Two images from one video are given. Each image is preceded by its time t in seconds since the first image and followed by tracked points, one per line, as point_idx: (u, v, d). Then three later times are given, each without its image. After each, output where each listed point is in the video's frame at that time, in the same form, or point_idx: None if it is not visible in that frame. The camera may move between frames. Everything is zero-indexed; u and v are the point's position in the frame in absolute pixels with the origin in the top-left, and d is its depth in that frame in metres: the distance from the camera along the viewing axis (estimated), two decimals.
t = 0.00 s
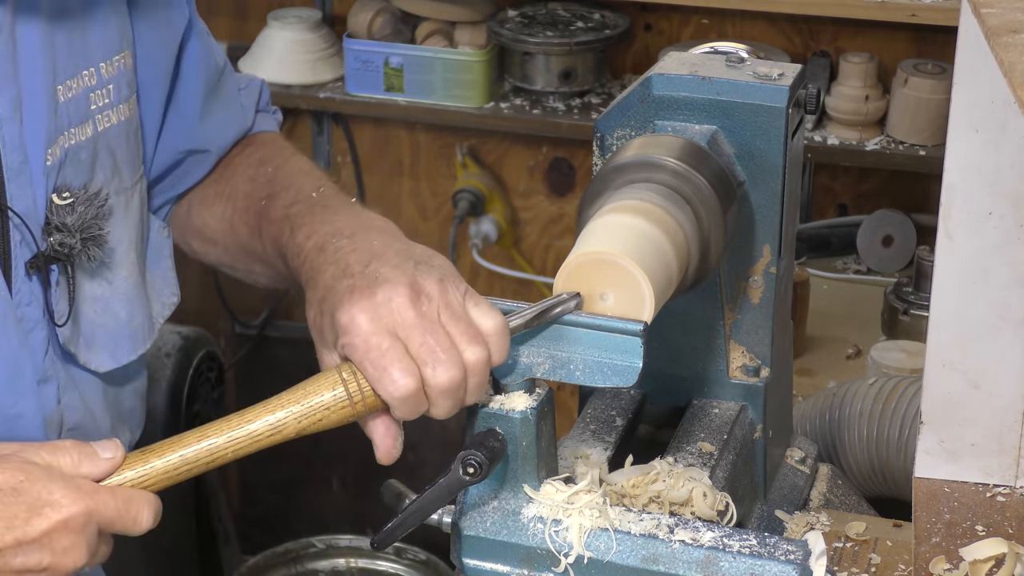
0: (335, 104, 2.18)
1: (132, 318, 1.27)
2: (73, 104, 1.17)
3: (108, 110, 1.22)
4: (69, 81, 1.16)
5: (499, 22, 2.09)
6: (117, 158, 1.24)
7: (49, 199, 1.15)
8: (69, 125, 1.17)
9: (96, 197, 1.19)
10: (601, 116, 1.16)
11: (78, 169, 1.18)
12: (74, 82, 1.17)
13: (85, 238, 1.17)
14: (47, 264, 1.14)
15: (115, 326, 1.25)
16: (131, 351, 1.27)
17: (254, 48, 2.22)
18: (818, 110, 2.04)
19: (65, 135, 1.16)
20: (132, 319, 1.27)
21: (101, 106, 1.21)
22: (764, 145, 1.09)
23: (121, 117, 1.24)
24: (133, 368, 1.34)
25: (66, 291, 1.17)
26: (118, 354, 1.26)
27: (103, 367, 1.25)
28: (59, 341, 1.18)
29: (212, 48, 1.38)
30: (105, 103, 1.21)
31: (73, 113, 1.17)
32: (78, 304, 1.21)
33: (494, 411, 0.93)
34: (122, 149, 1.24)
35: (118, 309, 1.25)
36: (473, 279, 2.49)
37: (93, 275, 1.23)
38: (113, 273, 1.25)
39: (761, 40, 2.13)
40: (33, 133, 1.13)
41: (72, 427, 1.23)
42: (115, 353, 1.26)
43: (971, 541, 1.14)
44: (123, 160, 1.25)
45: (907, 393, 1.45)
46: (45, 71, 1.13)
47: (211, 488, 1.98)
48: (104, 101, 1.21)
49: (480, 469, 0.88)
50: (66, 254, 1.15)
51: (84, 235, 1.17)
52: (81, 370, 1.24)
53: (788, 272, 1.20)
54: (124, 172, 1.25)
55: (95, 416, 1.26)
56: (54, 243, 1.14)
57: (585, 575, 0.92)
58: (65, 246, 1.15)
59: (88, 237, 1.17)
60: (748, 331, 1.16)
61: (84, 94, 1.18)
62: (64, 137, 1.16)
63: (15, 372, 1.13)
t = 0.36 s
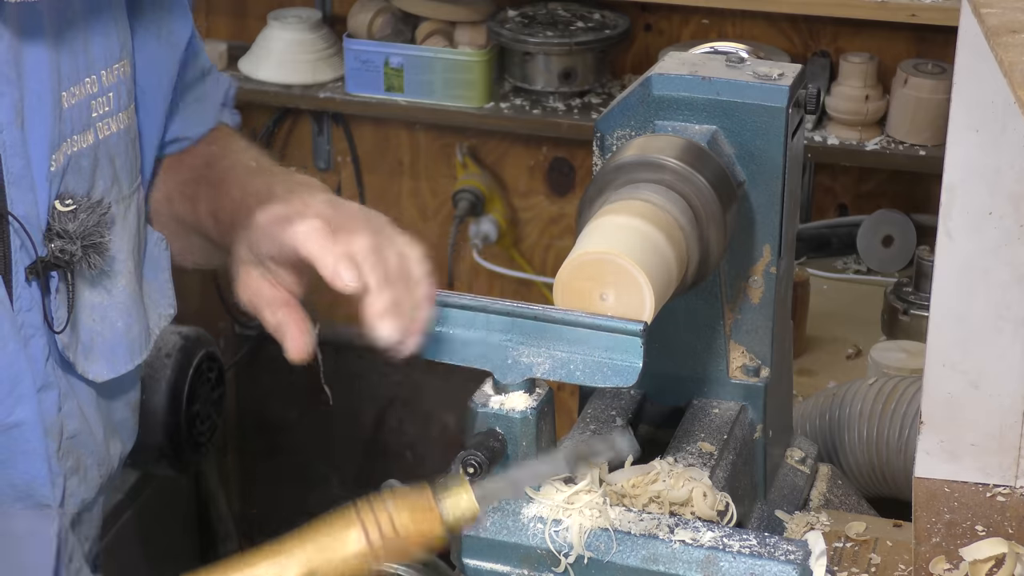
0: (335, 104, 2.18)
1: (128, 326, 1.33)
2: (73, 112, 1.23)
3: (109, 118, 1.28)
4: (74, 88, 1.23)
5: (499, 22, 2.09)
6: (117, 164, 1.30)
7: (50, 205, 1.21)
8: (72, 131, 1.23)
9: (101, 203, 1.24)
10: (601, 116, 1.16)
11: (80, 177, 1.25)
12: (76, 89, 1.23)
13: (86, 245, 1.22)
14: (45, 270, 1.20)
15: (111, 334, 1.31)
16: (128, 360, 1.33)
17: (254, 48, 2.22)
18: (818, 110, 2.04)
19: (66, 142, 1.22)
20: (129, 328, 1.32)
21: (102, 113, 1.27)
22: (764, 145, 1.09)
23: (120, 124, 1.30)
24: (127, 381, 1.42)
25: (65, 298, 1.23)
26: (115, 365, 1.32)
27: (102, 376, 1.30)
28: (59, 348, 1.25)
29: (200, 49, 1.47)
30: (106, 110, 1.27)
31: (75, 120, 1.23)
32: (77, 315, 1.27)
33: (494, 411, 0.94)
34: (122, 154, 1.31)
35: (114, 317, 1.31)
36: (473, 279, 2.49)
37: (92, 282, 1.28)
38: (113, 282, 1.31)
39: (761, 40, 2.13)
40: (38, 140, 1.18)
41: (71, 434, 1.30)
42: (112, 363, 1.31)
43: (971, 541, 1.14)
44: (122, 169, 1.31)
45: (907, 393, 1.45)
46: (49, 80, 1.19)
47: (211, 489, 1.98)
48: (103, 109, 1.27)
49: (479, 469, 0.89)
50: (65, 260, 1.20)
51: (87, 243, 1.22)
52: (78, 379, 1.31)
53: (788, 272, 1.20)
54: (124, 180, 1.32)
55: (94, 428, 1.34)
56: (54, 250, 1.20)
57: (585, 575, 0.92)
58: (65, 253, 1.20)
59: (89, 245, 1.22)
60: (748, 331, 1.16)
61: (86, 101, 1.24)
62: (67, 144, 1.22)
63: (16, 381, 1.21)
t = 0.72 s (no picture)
0: (335, 104, 2.18)
1: (114, 326, 1.28)
2: (38, 105, 1.19)
3: (76, 113, 1.24)
4: (33, 83, 1.18)
5: (499, 22, 2.09)
6: (88, 161, 1.26)
7: (23, 203, 1.17)
8: (35, 129, 1.19)
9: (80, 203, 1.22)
10: (601, 116, 1.16)
11: (48, 174, 1.20)
12: (37, 84, 1.19)
13: (64, 242, 1.20)
14: (29, 269, 1.17)
15: (96, 335, 1.27)
16: (115, 362, 1.29)
17: (254, 48, 2.22)
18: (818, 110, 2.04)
19: (32, 140, 1.18)
20: (114, 328, 1.28)
21: (67, 108, 1.23)
22: (764, 145, 1.09)
23: (90, 119, 1.27)
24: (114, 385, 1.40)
25: (46, 297, 1.21)
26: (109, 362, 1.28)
27: (86, 379, 1.27)
28: (41, 352, 1.21)
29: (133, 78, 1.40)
30: (71, 105, 1.23)
31: (36, 116, 1.19)
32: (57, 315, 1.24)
33: (494, 411, 0.93)
34: (93, 152, 1.27)
35: (97, 316, 1.27)
36: (473, 279, 2.49)
37: (70, 276, 1.24)
38: (91, 278, 1.26)
39: (761, 40, 2.13)
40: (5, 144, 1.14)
41: (63, 440, 1.28)
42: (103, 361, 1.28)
43: (971, 541, 1.14)
44: (96, 167, 1.27)
45: (907, 394, 1.45)
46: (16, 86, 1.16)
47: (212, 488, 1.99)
48: (72, 104, 1.23)
49: (479, 469, 0.88)
50: (44, 258, 1.18)
51: (66, 240, 1.20)
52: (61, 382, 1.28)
53: (788, 272, 1.20)
54: (96, 178, 1.27)
55: (83, 430, 1.31)
56: (32, 250, 1.16)
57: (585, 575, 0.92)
58: (44, 251, 1.18)
59: (67, 241, 1.20)
60: (748, 331, 1.16)
61: (49, 96, 1.20)
62: (31, 141, 1.18)
63: (19, 381, 1.18)
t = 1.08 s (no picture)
0: (335, 104, 2.18)
1: (90, 350, 1.34)
2: (11, 131, 1.22)
3: (36, 135, 1.28)
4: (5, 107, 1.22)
5: (499, 22, 2.09)
6: (48, 181, 1.29)
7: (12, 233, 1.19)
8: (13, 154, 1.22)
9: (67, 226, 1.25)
10: (600, 116, 1.16)
11: (23, 199, 1.23)
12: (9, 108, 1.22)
13: (57, 268, 1.22)
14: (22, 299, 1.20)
15: (76, 361, 1.32)
16: (94, 385, 1.36)
17: (254, 48, 2.22)
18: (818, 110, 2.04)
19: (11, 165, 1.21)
20: (91, 351, 1.34)
21: (30, 131, 1.26)
22: (764, 145, 1.09)
23: (44, 141, 1.30)
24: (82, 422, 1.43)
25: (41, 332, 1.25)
26: (83, 390, 1.34)
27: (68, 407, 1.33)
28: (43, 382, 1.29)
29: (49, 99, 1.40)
30: (33, 127, 1.27)
31: (12, 142, 1.22)
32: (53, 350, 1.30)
33: (493, 411, 0.93)
34: (52, 176, 1.31)
35: (76, 342, 1.32)
36: (473, 279, 2.49)
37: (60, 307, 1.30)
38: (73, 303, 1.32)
39: (761, 40, 2.13)
40: None
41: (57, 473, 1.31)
42: (78, 388, 1.33)
43: (971, 541, 1.15)
44: (53, 189, 1.31)
45: (907, 394, 1.45)
46: None
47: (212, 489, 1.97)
48: (33, 127, 1.27)
49: (480, 469, 0.88)
50: (38, 287, 1.20)
51: (59, 264, 1.22)
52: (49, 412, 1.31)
53: (788, 272, 1.20)
54: (54, 201, 1.30)
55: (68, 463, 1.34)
56: (26, 280, 1.19)
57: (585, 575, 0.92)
58: (39, 280, 1.20)
59: (60, 266, 1.22)
60: (748, 331, 1.16)
61: (17, 121, 1.24)
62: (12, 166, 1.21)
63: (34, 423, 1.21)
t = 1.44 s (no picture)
0: (335, 104, 2.18)
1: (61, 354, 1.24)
2: None
3: None
4: None
5: (499, 22, 2.09)
6: None
7: None
8: None
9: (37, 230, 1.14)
10: (600, 116, 1.16)
11: None
12: None
13: (33, 276, 1.12)
14: None
15: (48, 368, 1.23)
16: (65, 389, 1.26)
17: (254, 48, 2.22)
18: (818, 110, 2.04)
19: None
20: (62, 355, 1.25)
21: None
22: (765, 145, 1.09)
23: None
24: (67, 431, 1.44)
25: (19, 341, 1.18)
26: (55, 396, 1.24)
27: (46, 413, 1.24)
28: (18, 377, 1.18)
29: None
30: None
31: None
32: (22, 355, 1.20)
33: (493, 411, 0.93)
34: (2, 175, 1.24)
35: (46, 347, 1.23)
36: (473, 279, 2.49)
37: None
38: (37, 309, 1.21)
39: (760, 40, 2.13)
40: None
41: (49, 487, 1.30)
42: (50, 396, 1.23)
43: (971, 541, 1.15)
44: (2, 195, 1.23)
45: (907, 393, 1.45)
46: None
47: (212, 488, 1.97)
48: None
49: (480, 469, 0.88)
50: (14, 296, 1.10)
51: (33, 273, 1.11)
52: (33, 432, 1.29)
53: (788, 272, 1.20)
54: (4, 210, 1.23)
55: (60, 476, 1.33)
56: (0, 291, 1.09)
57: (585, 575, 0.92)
58: (12, 290, 1.10)
59: (36, 273, 1.12)
60: (748, 331, 1.16)
61: None
62: None
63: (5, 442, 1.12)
